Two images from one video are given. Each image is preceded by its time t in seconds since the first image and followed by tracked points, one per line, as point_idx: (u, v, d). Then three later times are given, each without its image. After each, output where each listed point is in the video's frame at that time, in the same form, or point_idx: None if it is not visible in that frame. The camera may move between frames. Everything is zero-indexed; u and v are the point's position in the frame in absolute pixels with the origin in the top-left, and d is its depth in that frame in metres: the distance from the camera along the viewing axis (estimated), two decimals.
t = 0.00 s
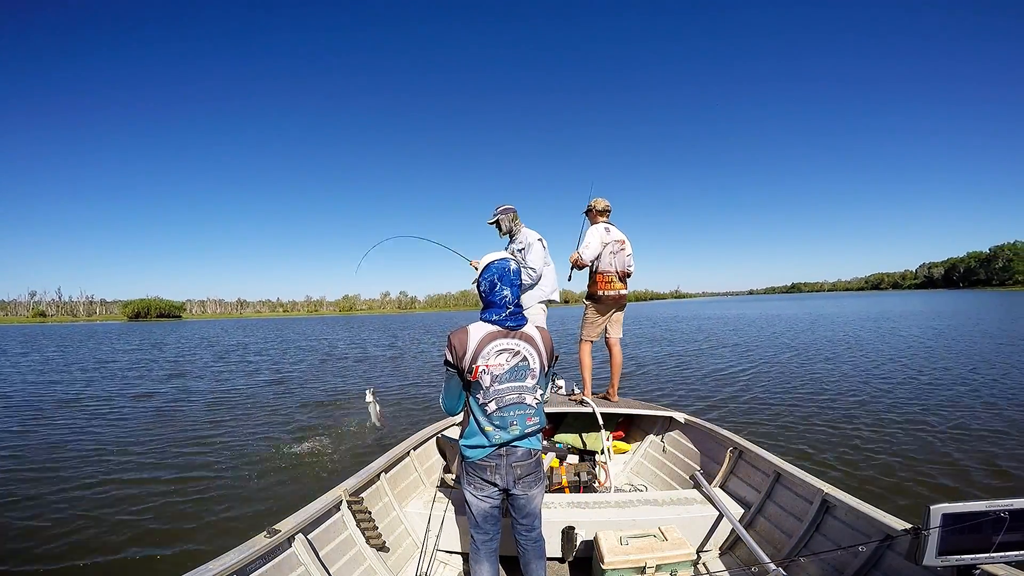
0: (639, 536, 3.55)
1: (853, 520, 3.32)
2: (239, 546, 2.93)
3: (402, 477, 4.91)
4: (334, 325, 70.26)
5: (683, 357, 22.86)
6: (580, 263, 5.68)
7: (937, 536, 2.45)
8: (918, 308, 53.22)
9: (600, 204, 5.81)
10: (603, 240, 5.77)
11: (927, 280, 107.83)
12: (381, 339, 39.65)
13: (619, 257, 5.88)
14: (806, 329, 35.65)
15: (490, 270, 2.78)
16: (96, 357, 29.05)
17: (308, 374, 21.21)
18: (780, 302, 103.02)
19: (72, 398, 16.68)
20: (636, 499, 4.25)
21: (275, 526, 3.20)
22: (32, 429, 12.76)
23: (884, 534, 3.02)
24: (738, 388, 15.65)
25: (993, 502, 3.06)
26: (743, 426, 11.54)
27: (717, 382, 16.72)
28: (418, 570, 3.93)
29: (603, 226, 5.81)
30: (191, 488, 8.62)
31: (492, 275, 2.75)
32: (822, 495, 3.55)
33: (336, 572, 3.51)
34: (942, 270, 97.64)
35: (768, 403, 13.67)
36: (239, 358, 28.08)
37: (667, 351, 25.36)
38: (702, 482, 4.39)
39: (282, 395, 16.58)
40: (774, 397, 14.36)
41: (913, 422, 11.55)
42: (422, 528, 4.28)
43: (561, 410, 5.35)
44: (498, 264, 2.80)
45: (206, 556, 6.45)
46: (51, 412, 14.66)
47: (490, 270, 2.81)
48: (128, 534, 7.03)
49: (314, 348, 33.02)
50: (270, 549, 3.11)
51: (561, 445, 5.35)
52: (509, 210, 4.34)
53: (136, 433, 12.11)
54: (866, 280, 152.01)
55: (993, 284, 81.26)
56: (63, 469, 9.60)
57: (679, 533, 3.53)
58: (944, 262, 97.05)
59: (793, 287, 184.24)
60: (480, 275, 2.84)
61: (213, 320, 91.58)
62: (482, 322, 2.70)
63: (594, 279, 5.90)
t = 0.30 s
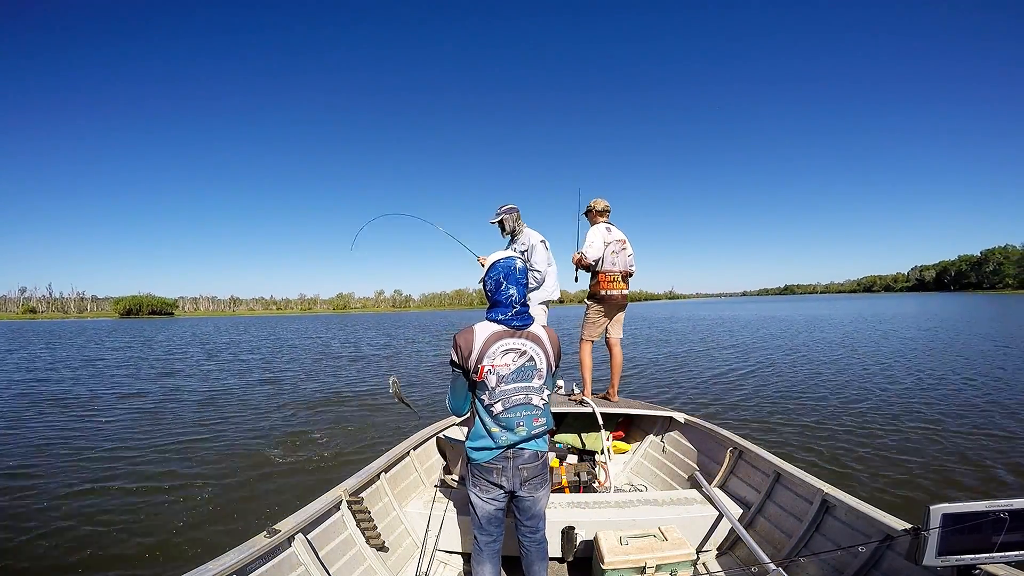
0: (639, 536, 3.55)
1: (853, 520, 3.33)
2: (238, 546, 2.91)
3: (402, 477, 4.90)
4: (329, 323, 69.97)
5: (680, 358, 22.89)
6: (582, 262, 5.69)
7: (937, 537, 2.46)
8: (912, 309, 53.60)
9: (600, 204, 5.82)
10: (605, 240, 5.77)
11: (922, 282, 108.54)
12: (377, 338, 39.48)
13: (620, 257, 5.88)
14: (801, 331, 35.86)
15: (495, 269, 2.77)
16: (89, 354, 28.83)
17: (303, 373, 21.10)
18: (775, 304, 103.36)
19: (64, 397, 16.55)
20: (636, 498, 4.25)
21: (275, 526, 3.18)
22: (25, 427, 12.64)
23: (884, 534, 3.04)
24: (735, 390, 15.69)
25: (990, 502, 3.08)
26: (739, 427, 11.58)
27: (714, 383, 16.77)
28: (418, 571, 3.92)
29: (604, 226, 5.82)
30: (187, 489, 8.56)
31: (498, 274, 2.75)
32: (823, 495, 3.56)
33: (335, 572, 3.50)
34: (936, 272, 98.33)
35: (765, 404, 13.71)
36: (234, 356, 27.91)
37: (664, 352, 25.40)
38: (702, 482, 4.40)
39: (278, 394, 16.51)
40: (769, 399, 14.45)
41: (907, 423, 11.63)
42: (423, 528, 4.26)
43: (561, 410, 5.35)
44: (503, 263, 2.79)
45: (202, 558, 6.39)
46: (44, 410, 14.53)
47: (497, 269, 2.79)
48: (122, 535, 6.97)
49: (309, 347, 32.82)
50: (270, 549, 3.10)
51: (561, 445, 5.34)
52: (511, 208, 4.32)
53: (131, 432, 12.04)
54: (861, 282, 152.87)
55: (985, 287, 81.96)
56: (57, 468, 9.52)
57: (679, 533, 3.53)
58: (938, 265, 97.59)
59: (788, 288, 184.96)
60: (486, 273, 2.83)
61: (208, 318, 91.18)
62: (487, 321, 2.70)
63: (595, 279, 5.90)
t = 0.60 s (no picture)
0: (639, 536, 3.55)
1: (853, 520, 3.33)
2: (239, 547, 2.92)
3: (402, 477, 4.91)
4: (328, 325, 69.95)
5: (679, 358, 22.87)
6: (579, 263, 5.69)
7: (937, 537, 2.45)
8: (910, 309, 53.68)
9: (597, 204, 5.82)
10: (601, 239, 5.77)
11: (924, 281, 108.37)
12: (375, 340, 39.46)
13: (617, 257, 5.88)
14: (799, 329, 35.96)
15: (494, 269, 2.77)
16: (87, 358, 28.81)
17: (301, 376, 21.10)
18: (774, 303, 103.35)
19: (63, 401, 16.54)
20: (636, 499, 4.25)
21: (275, 526, 3.19)
22: (24, 433, 12.65)
23: (884, 534, 3.03)
24: (734, 390, 15.67)
25: (990, 502, 3.07)
26: (738, 427, 11.59)
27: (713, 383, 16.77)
28: (418, 571, 3.92)
29: (600, 226, 5.82)
30: (187, 494, 8.55)
31: (497, 274, 2.75)
32: (822, 495, 3.56)
33: (336, 572, 3.50)
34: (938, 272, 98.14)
35: (764, 404, 13.70)
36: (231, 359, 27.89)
37: (663, 352, 25.38)
38: (702, 482, 4.39)
39: (277, 397, 16.54)
40: (768, 398, 14.47)
41: (907, 421, 11.65)
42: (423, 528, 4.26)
43: (561, 410, 5.35)
44: (502, 262, 2.79)
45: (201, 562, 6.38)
46: (43, 415, 14.52)
47: (500, 267, 2.79)
48: (123, 541, 6.96)
49: (307, 350, 32.80)
50: (270, 549, 3.10)
51: (560, 445, 5.34)
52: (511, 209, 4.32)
53: (131, 437, 12.05)
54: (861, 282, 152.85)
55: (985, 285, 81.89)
56: (58, 474, 9.51)
57: (679, 533, 3.53)
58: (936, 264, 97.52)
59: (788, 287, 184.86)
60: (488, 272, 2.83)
61: (208, 320, 91.42)
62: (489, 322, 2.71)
63: (592, 279, 5.90)
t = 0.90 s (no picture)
0: (639, 536, 3.55)
1: (853, 519, 3.33)
2: (239, 547, 2.92)
3: (402, 477, 4.92)
4: (328, 326, 70.13)
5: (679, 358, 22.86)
6: (577, 263, 5.69)
7: (936, 537, 2.45)
8: (910, 308, 53.77)
9: (596, 204, 5.81)
10: (599, 239, 5.79)
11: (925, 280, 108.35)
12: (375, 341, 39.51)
13: (616, 257, 5.88)
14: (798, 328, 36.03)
15: (493, 269, 2.78)
16: (86, 362, 28.87)
17: (302, 378, 21.12)
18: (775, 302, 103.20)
19: (64, 406, 16.59)
20: (636, 499, 4.25)
21: (275, 526, 3.19)
22: (25, 439, 12.68)
23: (885, 534, 3.03)
24: (734, 389, 15.66)
25: (990, 502, 3.07)
26: (738, 427, 11.60)
27: (714, 383, 16.75)
28: (418, 570, 3.91)
29: (598, 227, 5.83)
30: (188, 501, 8.56)
31: (494, 275, 2.77)
32: (822, 495, 3.55)
33: (336, 572, 3.50)
34: (940, 271, 98.14)
35: (764, 404, 13.68)
36: (232, 362, 27.93)
37: (663, 352, 25.36)
38: (702, 482, 4.39)
39: (277, 401, 16.59)
40: (767, 397, 14.50)
41: (906, 420, 11.65)
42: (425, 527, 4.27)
43: (561, 410, 5.35)
44: (500, 262, 2.81)
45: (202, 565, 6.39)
46: (44, 421, 14.55)
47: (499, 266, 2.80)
48: (124, 550, 6.98)
49: (308, 352, 32.84)
50: (270, 549, 3.10)
51: (560, 445, 5.35)
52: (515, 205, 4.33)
53: (132, 443, 12.08)
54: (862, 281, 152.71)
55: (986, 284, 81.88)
56: (58, 481, 9.52)
57: (679, 533, 3.53)
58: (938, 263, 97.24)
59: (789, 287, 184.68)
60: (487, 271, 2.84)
61: (209, 322, 91.79)
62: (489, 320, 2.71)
63: (590, 279, 5.90)
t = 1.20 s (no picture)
0: (639, 536, 3.55)
1: (853, 520, 3.32)
2: (239, 546, 2.93)
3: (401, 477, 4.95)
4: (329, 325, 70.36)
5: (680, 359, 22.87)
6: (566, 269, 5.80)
7: (936, 536, 2.45)
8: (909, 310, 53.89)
9: (587, 207, 5.87)
10: (587, 243, 5.83)
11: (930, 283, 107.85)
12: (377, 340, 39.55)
13: (608, 258, 5.86)
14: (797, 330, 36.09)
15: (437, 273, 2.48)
16: (89, 359, 29.03)
17: (304, 377, 21.18)
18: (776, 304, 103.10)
19: (65, 399, 16.66)
20: (636, 499, 4.25)
21: (275, 526, 3.19)
22: (29, 431, 12.73)
23: (885, 534, 3.02)
24: (735, 390, 15.65)
25: (989, 502, 3.07)
26: (737, 427, 11.60)
27: (715, 383, 16.76)
28: (419, 568, 3.89)
29: (588, 230, 5.85)
30: (187, 496, 8.56)
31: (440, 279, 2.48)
32: (822, 495, 3.55)
33: (336, 571, 3.52)
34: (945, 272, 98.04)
35: (765, 404, 13.67)
36: (235, 360, 28.02)
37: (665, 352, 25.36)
38: (702, 482, 4.39)
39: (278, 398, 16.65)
40: (766, 398, 14.52)
41: (906, 422, 11.66)
42: (415, 530, 4.26)
43: (561, 410, 5.37)
44: (445, 265, 2.48)
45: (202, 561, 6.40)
46: (45, 413, 14.62)
47: (439, 264, 2.49)
48: (122, 542, 6.98)
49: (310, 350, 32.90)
50: (270, 549, 3.10)
51: (560, 445, 5.38)
52: (534, 189, 5.13)
53: (132, 437, 12.13)
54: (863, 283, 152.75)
55: (987, 285, 81.79)
56: (58, 475, 9.54)
57: (679, 533, 3.53)
58: (940, 265, 97.06)
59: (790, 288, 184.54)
60: (425, 274, 2.51)
61: (211, 320, 92.20)
62: (430, 329, 2.38)
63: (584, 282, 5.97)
